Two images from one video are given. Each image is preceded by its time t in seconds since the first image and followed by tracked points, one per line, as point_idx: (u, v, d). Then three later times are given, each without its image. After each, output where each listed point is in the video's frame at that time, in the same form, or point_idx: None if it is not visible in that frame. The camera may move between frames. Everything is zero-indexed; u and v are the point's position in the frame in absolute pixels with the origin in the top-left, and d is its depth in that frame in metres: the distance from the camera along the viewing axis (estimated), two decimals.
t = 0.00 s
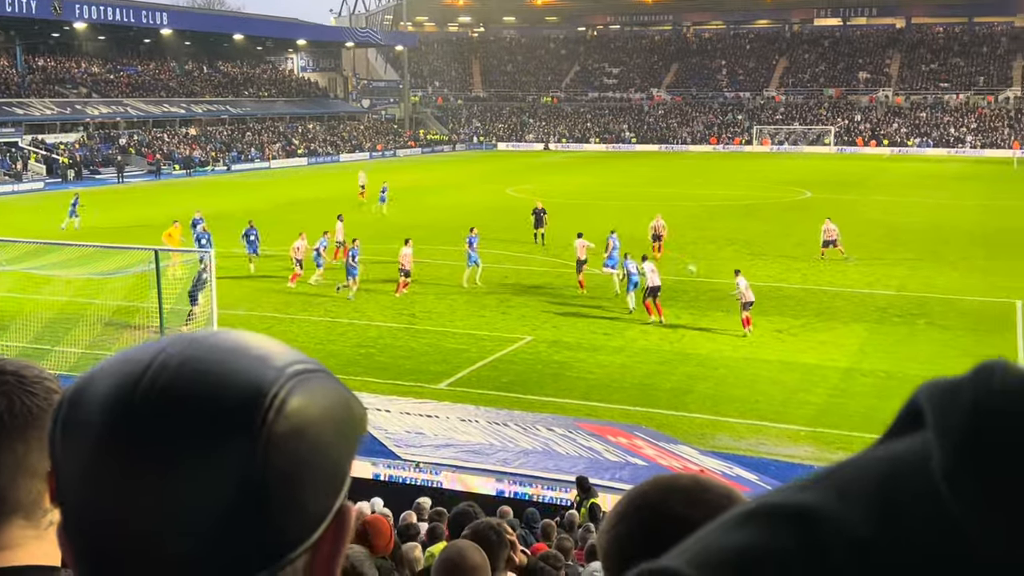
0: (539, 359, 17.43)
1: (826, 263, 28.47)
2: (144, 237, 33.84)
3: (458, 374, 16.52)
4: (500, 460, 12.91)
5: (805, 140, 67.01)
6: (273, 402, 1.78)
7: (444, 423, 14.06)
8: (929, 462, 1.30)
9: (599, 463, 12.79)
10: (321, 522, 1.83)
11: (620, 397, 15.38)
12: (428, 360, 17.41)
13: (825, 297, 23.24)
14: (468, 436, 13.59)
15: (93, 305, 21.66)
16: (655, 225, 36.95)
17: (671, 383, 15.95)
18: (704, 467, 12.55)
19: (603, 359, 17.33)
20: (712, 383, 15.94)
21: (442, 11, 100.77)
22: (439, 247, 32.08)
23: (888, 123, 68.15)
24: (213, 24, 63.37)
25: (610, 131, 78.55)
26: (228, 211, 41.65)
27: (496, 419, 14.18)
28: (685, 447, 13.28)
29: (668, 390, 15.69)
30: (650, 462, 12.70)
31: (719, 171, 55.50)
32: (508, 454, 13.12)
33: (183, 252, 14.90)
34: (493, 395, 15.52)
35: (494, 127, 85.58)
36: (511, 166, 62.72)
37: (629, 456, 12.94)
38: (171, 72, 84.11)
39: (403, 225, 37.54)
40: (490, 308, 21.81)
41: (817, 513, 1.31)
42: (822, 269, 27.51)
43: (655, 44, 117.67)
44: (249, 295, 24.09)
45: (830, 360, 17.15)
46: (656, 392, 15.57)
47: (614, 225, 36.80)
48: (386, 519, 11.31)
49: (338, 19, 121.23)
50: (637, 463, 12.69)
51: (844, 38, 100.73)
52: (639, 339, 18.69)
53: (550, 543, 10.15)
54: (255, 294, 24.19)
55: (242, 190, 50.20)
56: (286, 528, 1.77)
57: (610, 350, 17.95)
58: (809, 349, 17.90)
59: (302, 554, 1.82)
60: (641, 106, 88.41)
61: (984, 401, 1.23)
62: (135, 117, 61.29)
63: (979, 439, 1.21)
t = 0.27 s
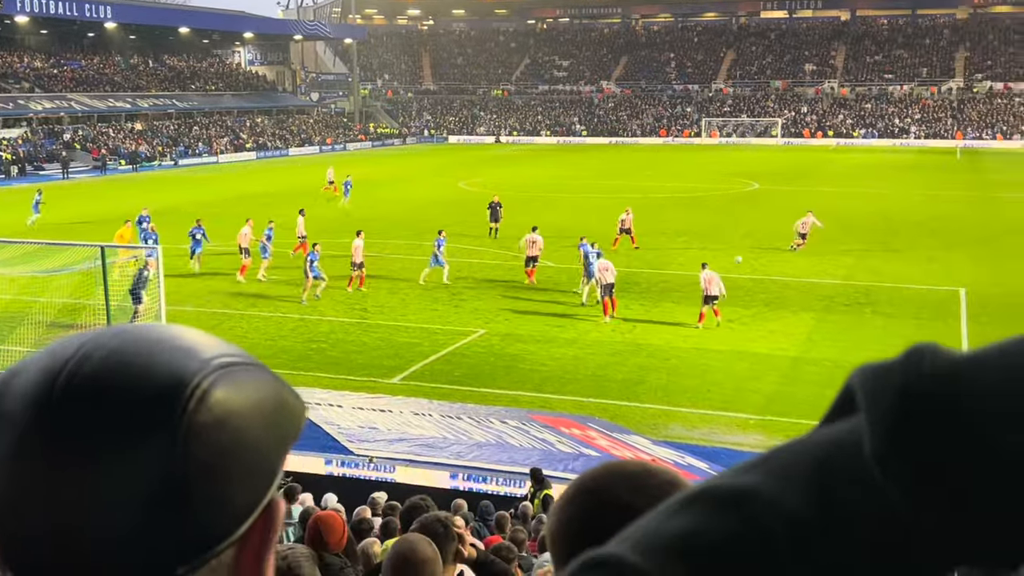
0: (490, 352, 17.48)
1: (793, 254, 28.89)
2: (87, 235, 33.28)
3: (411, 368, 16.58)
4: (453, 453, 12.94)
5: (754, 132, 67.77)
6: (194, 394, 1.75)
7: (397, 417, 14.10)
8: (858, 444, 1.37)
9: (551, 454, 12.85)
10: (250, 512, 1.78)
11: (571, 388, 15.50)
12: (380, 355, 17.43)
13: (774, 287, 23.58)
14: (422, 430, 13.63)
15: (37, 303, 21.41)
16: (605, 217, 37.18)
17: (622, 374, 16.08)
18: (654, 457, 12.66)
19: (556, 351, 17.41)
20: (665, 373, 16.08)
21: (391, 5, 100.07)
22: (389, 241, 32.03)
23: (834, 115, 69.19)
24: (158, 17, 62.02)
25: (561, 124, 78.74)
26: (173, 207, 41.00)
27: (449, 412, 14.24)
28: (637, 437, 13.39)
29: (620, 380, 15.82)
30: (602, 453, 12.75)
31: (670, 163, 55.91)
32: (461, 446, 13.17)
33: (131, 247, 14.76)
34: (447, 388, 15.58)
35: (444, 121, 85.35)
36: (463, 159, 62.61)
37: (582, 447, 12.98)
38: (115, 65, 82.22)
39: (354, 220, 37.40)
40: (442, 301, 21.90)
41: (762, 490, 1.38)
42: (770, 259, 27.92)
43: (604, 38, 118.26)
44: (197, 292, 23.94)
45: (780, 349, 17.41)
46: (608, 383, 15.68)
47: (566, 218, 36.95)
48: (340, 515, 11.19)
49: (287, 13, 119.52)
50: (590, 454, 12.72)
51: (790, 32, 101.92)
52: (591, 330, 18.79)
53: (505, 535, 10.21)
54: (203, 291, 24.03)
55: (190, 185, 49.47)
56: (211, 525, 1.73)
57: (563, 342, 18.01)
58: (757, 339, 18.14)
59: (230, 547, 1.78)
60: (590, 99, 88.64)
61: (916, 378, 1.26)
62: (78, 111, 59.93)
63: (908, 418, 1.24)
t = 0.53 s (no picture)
0: (414, 349, 17.59)
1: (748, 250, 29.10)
2: None
3: (334, 367, 16.61)
4: (379, 453, 12.89)
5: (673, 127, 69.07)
6: (69, 404, 1.77)
7: (321, 418, 14.01)
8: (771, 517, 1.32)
9: (478, 452, 12.82)
10: (130, 523, 1.79)
11: (496, 384, 15.58)
12: (304, 355, 17.54)
13: (693, 280, 24.26)
14: (346, 430, 13.56)
15: None
16: (527, 212, 37.51)
17: (547, 369, 16.22)
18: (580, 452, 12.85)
19: (479, 347, 17.47)
20: (589, 368, 16.31)
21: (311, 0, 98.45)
22: (309, 239, 31.81)
23: (751, 111, 70.94)
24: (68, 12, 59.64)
25: (483, 121, 78.89)
26: (85, 208, 39.75)
27: (374, 412, 14.19)
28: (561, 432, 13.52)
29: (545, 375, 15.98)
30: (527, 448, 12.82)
31: (593, 159, 56.45)
32: (387, 446, 13.13)
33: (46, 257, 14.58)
34: (370, 388, 15.51)
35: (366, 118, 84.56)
36: (387, 155, 62.23)
37: (507, 443, 13.01)
38: (20, 60, 78.80)
39: (275, 218, 36.97)
40: (368, 300, 22.05)
41: (672, 572, 1.46)
42: (690, 253, 28.46)
43: (525, 33, 118.71)
44: (112, 296, 23.60)
45: (700, 342, 18.05)
46: (532, 378, 15.85)
47: (489, 215, 37.05)
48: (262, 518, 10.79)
49: (200, 7, 116.34)
50: (515, 450, 12.77)
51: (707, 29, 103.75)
52: (515, 326, 19.02)
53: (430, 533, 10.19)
54: (118, 294, 23.68)
55: (105, 185, 48.11)
56: (90, 532, 1.76)
57: (486, 339, 18.12)
58: (678, 332, 18.67)
59: (115, 557, 1.80)
60: (512, 95, 88.78)
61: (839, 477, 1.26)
62: None
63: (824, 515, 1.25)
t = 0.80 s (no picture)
0: (341, 350, 18.26)
1: (714, 246, 29.34)
2: None
3: (261, 371, 17.05)
4: (306, 457, 12.78)
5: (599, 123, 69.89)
6: None
7: (248, 423, 14.00)
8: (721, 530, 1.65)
9: (407, 452, 12.83)
10: None
11: (425, 385, 16.06)
12: (231, 357, 17.98)
13: (617, 275, 25.17)
14: (272, 435, 13.50)
15: None
16: (453, 210, 37.77)
17: (474, 368, 16.97)
18: (510, 451, 13.10)
19: (409, 347, 18.25)
20: (516, 365, 17.09)
21: None
22: (232, 240, 31.62)
23: (674, 108, 72.17)
24: None
25: (409, 118, 78.49)
26: None
27: (301, 415, 14.18)
28: (490, 431, 13.76)
29: (473, 374, 16.64)
30: (458, 448, 12.97)
31: (519, 156, 56.77)
32: (314, 449, 13.04)
33: None
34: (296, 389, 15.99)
35: (289, 115, 83.02)
36: (315, 153, 61.65)
37: (436, 443, 13.11)
38: None
39: (199, 219, 36.49)
40: (295, 303, 22.44)
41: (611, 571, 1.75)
42: (615, 249, 29.07)
43: (447, 28, 118.19)
44: (27, 300, 23.32)
45: (626, 338, 18.89)
46: (460, 377, 16.52)
47: (416, 212, 37.20)
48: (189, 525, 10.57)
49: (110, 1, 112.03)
50: (445, 450, 12.88)
51: (630, 25, 104.65)
52: (443, 327, 19.75)
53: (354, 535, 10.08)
54: (33, 300, 23.38)
55: (20, 186, 46.57)
56: None
57: (416, 338, 18.94)
58: (605, 330, 19.44)
59: None
60: (437, 92, 88.18)
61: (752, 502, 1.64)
62: None
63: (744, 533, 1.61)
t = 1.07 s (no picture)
0: (287, 352, 18.34)
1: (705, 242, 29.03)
2: None
3: (203, 374, 17.00)
4: (250, 460, 12.69)
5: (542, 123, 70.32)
6: None
7: (190, 426, 13.90)
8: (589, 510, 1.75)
9: (353, 454, 12.80)
10: None
11: (370, 385, 16.20)
12: (171, 360, 17.91)
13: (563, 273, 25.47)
14: (215, 438, 13.41)
15: None
16: (397, 210, 37.72)
17: (419, 367, 17.18)
18: (456, 449, 13.16)
19: (354, 348, 18.40)
20: (461, 365, 17.28)
21: None
22: (172, 243, 31.24)
23: (617, 107, 72.98)
24: None
25: (353, 118, 78.04)
26: None
27: (245, 418, 14.14)
28: (437, 431, 13.81)
29: (418, 374, 16.83)
30: (403, 448, 12.99)
31: (465, 156, 56.83)
32: (258, 452, 12.94)
33: None
34: (238, 392, 15.99)
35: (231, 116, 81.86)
36: (259, 155, 61.05)
37: (382, 444, 13.09)
38: None
39: (138, 222, 35.91)
40: (238, 304, 22.36)
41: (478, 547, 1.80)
42: (559, 247, 29.27)
43: (389, 30, 117.95)
44: None
45: (573, 335, 19.11)
46: (404, 376, 16.69)
47: (359, 213, 37.08)
48: (131, 532, 10.48)
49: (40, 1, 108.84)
50: (390, 450, 12.88)
51: (572, 26, 105.21)
52: (389, 327, 19.89)
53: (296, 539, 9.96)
54: None
55: None
56: None
57: (361, 338, 19.09)
58: (550, 327, 19.67)
59: None
60: (381, 92, 87.75)
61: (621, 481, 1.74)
62: None
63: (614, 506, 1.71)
